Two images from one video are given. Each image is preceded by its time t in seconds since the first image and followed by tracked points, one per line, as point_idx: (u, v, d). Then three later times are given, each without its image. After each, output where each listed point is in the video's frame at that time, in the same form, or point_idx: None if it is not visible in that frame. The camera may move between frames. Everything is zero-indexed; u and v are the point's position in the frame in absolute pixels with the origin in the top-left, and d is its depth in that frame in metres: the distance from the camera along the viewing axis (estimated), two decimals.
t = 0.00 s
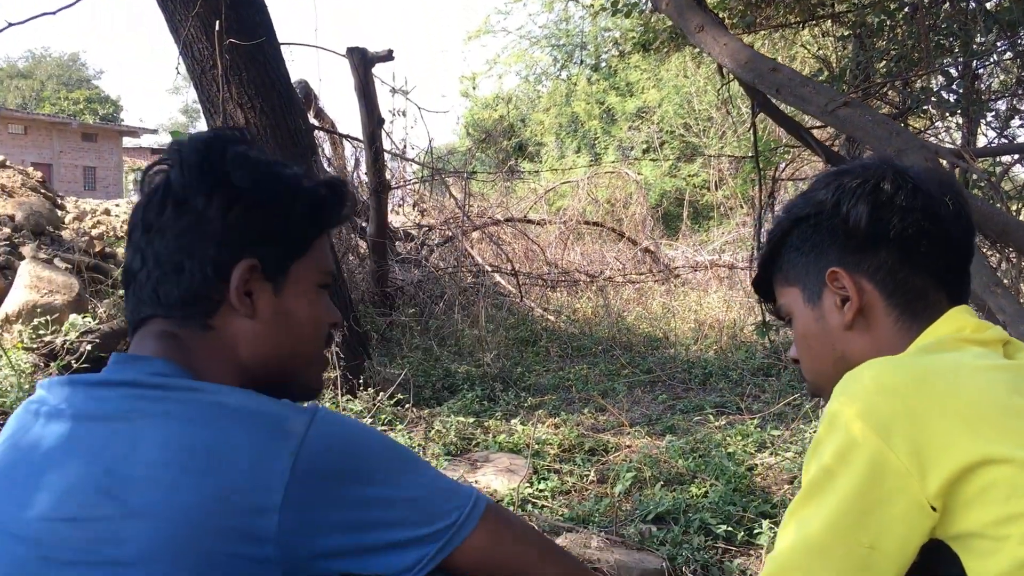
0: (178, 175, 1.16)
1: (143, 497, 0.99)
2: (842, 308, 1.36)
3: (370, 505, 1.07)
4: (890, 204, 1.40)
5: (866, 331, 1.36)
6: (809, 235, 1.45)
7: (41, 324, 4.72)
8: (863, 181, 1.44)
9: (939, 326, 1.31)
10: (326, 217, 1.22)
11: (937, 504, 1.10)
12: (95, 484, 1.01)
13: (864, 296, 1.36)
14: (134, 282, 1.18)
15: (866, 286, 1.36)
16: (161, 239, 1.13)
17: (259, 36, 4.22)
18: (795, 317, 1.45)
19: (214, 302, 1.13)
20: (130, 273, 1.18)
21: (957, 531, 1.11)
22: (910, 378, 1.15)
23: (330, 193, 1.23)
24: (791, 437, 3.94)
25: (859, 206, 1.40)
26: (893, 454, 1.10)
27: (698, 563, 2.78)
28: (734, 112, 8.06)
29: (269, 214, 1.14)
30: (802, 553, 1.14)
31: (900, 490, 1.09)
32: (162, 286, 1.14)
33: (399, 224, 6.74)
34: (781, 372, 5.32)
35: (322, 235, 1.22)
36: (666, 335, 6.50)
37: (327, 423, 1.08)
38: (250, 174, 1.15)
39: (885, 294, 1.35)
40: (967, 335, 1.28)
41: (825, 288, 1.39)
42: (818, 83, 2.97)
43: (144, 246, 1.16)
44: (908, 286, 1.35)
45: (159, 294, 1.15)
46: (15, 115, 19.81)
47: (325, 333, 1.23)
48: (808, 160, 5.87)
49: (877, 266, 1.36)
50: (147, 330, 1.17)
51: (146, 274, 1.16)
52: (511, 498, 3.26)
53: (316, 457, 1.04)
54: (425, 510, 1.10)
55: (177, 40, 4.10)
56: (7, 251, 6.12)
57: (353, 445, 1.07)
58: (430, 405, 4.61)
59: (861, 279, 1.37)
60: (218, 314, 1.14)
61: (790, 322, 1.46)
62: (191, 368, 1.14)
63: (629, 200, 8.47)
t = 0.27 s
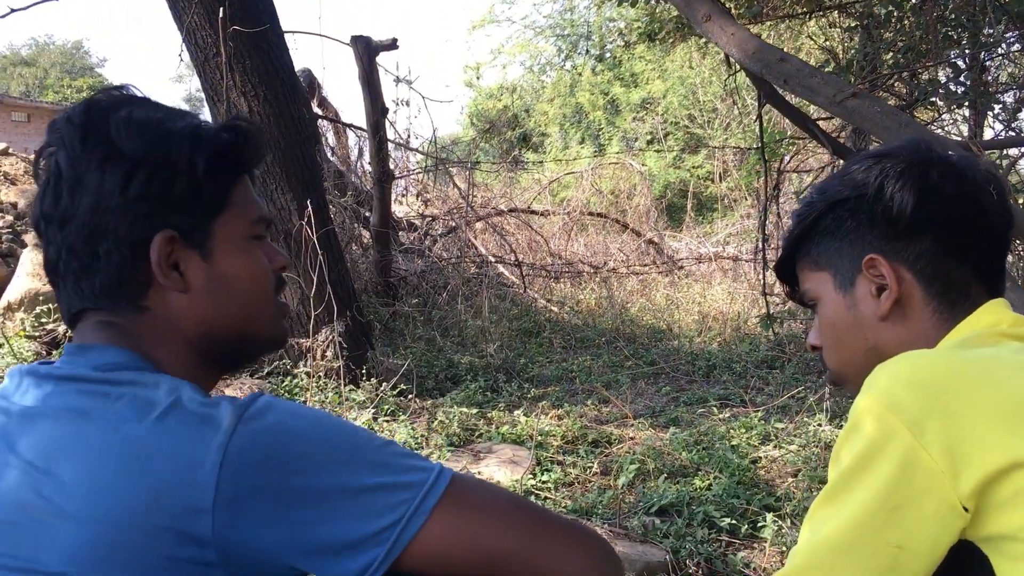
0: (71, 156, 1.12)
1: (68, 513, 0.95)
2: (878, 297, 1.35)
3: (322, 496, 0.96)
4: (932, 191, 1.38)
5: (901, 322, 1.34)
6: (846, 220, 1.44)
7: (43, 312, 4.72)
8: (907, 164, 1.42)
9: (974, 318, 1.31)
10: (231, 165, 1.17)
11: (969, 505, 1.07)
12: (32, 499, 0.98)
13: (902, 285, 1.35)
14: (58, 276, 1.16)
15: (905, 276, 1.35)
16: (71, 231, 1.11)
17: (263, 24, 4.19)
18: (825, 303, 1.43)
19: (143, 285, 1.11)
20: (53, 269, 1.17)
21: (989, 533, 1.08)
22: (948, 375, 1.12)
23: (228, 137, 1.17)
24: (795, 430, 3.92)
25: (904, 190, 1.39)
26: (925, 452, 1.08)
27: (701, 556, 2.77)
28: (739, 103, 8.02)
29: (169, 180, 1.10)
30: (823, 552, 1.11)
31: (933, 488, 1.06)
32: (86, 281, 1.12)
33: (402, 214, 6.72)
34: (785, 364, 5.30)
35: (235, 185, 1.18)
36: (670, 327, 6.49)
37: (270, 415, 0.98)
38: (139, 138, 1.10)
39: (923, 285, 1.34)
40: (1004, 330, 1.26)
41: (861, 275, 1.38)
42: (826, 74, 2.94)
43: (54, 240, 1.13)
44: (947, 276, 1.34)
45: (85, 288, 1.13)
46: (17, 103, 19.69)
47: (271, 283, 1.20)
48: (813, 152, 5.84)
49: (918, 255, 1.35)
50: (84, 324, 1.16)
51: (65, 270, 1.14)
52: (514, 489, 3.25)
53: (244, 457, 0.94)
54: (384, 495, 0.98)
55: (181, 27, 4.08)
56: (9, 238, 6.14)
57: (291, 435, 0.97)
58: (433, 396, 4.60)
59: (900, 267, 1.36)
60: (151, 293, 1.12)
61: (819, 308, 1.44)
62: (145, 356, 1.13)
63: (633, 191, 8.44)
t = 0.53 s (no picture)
0: (30, 138, 1.04)
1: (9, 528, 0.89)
2: (899, 294, 1.34)
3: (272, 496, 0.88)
4: (957, 190, 1.36)
5: (922, 320, 1.33)
6: (868, 217, 1.42)
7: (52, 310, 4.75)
8: (935, 161, 1.40)
9: (995, 317, 1.30)
10: (204, 150, 1.10)
11: (987, 510, 1.06)
12: None
13: (924, 284, 1.33)
14: (20, 267, 1.09)
15: (927, 275, 1.34)
16: (30, 222, 1.03)
17: (270, 22, 4.20)
18: (845, 299, 1.42)
19: (108, 277, 1.04)
20: (13, 261, 1.10)
21: (1005, 539, 1.08)
22: (970, 380, 1.12)
23: (202, 121, 1.10)
24: (803, 430, 3.91)
25: (931, 187, 1.37)
26: (942, 456, 1.07)
27: (709, 556, 2.77)
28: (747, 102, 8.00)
29: (137, 165, 1.01)
30: (834, 553, 1.12)
31: (946, 493, 1.06)
32: (46, 274, 1.05)
33: (410, 212, 6.72)
34: (793, 363, 5.29)
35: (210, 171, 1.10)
36: (677, 325, 6.48)
37: (206, 402, 0.90)
38: (104, 119, 1.01)
39: (945, 284, 1.33)
40: None
41: (883, 272, 1.37)
42: (836, 72, 2.93)
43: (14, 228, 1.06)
44: (969, 277, 1.33)
45: (45, 281, 1.06)
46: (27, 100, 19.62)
47: (244, 275, 1.12)
48: (821, 150, 5.82)
49: (940, 255, 1.34)
50: (49, 320, 1.09)
51: (25, 262, 1.06)
52: (521, 488, 3.25)
53: (189, 453, 0.86)
54: (336, 499, 0.89)
55: (189, 26, 4.11)
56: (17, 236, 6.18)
57: (238, 429, 0.89)
58: (440, 394, 4.60)
59: (922, 267, 1.35)
60: (114, 288, 1.05)
61: (837, 303, 1.43)
62: (108, 350, 1.07)
63: (640, 189, 8.43)
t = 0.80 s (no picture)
0: (32, 131, 1.04)
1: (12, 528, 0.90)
2: (893, 295, 1.35)
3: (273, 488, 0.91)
4: (954, 194, 1.38)
5: (915, 321, 1.35)
6: (865, 217, 1.44)
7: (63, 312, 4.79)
8: (933, 164, 1.42)
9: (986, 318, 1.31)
10: (204, 152, 1.11)
11: (987, 506, 1.07)
12: None
13: (918, 284, 1.35)
14: (13, 263, 1.09)
15: (921, 276, 1.35)
16: (25, 218, 1.04)
17: (281, 25, 4.22)
18: (840, 297, 1.43)
19: (103, 276, 1.04)
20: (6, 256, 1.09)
21: (1006, 533, 1.09)
22: (968, 378, 1.13)
23: (205, 122, 1.12)
24: (814, 431, 3.90)
25: (928, 190, 1.38)
26: (944, 453, 1.08)
27: (720, 557, 2.77)
28: (757, 102, 7.98)
29: (138, 165, 1.03)
30: (836, 553, 1.11)
31: (948, 490, 1.07)
32: (39, 270, 1.05)
33: (419, 214, 6.74)
34: (804, 364, 5.28)
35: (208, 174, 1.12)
36: (687, 326, 6.47)
37: (206, 394, 0.92)
38: (107, 117, 1.03)
39: (938, 286, 1.34)
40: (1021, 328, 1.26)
41: (877, 272, 1.38)
42: (845, 72, 2.93)
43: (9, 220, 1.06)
44: (963, 280, 1.34)
45: (38, 277, 1.06)
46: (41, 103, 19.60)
47: (239, 280, 1.13)
48: (831, 150, 5.81)
49: (935, 257, 1.35)
50: (45, 317, 1.09)
51: (19, 257, 1.06)
52: (532, 489, 3.25)
53: (191, 444, 0.88)
54: (337, 493, 0.94)
55: (200, 30, 4.13)
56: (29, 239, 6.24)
57: (241, 424, 0.91)
58: (450, 395, 4.61)
59: (916, 268, 1.36)
60: (108, 286, 1.05)
61: (833, 301, 1.45)
62: (102, 349, 1.08)
63: (650, 191, 8.42)
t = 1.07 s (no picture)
0: (111, 140, 1.10)
1: (61, 513, 0.97)
2: (870, 302, 1.36)
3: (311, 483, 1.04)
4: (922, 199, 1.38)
5: (894, 325, 1.35)
6: (837, 230, 1.44)
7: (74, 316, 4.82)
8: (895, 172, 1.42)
9: (965, 316, 1.31)
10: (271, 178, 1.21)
11: (969, 489, 1.10)
12: (22, 500, 0.99)
13: (893, 290, 1.35)
14: (69, 260, 1.14)
15: (895, 281, 1.35)
16: (98, 218, 1.09)
17: (289, 29, 4.24)
18: (821, 310, 1.44)
19: (174, 285, 1.12)
20: (67, 256, 1.15)
21: (988, 515, 1.12)
22: (952, 364, 1.15)
23: (274, 151, 1.22)
24: (824, 431, 3.89)
25: (892, 198, 1.39)
26: (924, 439, 1.11)
27: (730, 558, 2.76)
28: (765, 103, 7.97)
29: (223, 186, 1.12)
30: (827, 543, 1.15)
31: (930, 475, 1.10)
32: (107, 269, 1.11)
33: (427, 216, 6.75)
34: (813, 365, 5.27)
35: (266, 196, 1.20)
36: (696, 328, 6.47)
37: (242, 379, 1.04)
38: (199, 140, 1.12)
39: (913, 287, 1.34)
40: (1002, 322, 1.27)
41: (853, 281, 1.38)
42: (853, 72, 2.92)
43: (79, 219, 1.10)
44: (940, 281, 1.34)
45: (103, 277, 1.12)
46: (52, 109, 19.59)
47: (280, 302, 1.25)
48: (840, 150, 5.80)
49: (905, 261, 1.35)
50: (99, 318, 1.15)
51: (82, 256, 1.12)
52: (541, 491, 3.25)
53: (235, 426, 0.99)
54: (371, 464, 1.07)
55: (208, 34, 4.15)
56: (40, 243, 6.29)
57: (275, 406, 1.03)
58: (459, 397, 4.61)
59: (889, 273, 1.36)
60: (173, 294, 1.13)
61: (816, 314, 1.45)
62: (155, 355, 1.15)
63: (658, 192, 8.42)
